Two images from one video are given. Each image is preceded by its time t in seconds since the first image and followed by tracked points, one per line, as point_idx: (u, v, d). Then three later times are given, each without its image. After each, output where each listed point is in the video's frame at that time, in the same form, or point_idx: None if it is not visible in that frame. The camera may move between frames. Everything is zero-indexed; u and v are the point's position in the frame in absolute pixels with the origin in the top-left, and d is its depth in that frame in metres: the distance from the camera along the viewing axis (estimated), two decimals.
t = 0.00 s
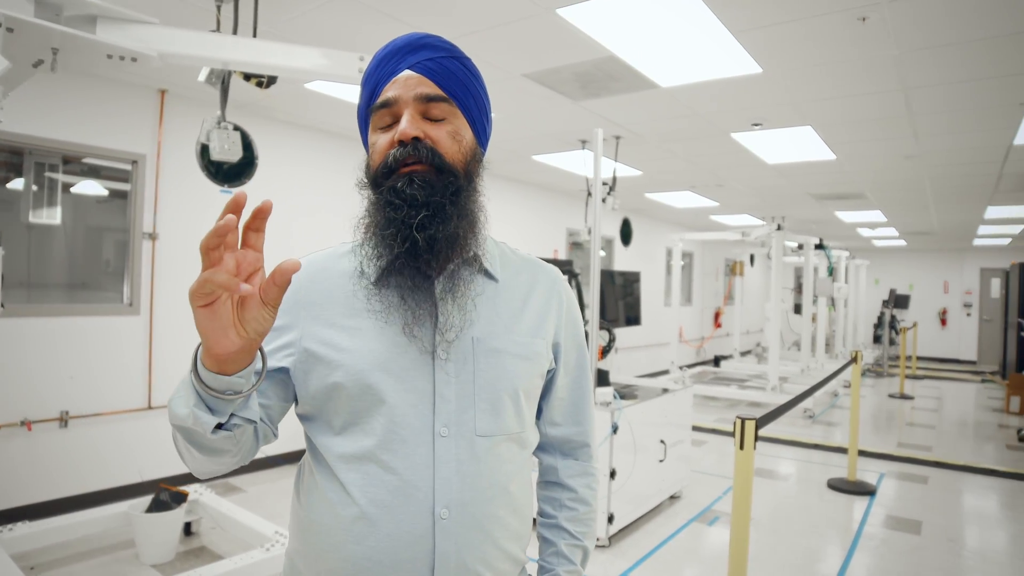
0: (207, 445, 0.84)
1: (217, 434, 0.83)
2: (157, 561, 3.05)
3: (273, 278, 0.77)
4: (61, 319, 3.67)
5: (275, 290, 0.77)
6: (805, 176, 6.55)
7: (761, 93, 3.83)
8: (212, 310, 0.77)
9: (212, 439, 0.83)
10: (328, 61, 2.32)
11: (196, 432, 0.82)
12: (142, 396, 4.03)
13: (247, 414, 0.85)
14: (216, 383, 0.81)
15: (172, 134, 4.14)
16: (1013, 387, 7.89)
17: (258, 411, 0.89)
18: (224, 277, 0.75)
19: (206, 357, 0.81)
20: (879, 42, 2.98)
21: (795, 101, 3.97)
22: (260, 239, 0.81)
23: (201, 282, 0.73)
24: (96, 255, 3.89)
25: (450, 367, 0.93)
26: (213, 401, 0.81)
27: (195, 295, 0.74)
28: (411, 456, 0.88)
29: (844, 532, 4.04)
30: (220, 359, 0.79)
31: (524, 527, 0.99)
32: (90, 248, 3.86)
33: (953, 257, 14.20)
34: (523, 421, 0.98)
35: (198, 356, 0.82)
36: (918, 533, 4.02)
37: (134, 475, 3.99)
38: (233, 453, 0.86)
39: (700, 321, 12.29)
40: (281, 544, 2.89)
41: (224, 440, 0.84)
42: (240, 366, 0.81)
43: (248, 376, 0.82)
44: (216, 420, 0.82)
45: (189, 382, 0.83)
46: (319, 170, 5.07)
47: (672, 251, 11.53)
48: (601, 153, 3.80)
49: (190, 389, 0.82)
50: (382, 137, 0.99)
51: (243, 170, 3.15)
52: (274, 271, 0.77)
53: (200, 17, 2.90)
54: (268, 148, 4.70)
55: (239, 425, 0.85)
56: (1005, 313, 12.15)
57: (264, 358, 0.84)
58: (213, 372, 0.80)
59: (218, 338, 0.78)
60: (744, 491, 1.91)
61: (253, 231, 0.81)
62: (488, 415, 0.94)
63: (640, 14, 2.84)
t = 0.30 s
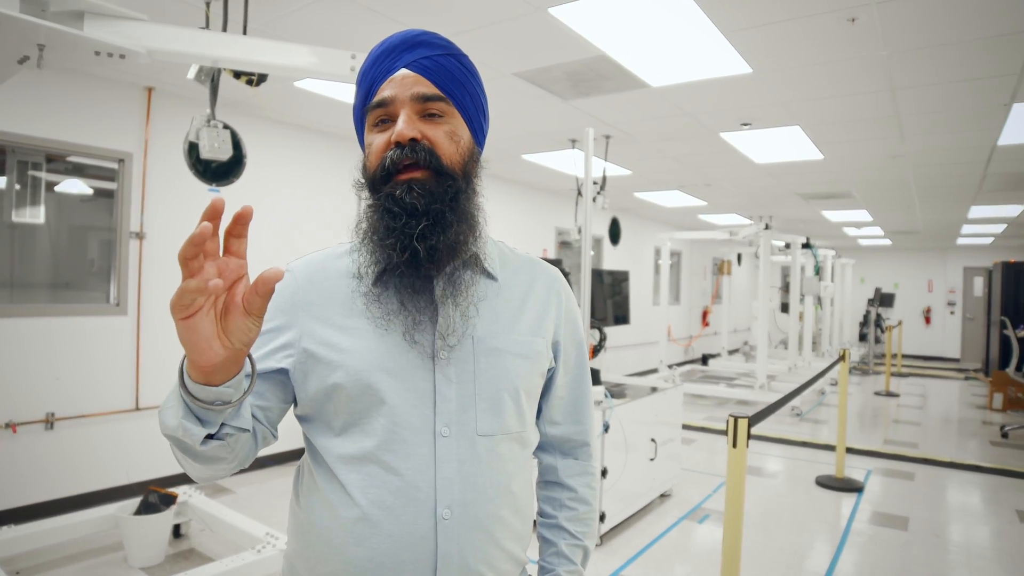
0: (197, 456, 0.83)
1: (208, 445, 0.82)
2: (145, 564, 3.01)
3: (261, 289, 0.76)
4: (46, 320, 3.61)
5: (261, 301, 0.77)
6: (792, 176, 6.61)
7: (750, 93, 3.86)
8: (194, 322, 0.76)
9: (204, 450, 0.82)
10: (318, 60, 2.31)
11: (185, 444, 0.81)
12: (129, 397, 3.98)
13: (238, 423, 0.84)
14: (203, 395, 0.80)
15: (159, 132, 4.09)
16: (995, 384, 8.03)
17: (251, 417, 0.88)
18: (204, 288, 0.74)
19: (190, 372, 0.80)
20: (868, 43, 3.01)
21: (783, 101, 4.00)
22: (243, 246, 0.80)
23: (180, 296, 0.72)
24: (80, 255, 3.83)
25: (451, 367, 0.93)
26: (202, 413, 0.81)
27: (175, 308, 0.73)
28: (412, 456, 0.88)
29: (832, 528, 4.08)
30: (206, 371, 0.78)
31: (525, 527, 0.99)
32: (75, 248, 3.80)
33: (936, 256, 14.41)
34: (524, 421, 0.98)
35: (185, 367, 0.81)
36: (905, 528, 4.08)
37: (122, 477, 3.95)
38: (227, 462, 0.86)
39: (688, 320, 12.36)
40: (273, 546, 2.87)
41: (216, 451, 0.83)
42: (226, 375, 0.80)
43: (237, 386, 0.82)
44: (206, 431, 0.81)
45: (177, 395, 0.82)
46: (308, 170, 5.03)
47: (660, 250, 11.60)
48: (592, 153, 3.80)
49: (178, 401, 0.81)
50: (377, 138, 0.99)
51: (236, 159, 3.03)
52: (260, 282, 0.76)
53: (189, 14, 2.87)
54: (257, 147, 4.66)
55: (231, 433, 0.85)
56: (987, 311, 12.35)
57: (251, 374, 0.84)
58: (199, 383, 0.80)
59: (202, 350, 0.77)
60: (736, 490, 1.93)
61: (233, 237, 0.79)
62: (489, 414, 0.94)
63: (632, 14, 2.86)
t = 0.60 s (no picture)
0: (183, 432, 0.81)
1: (193, 419, 0.80)
2: (135, 566, 2.98)
3: (261, 258, 0.77)
4: (35, 319, 3.57)
5: (260, 269, 0.78)
6: (784, 178, 6.66)
7: (742, 95, 3.88)
8: (193, 286, 0.75)
9: (188, 424, 0.80)
10: (312, 59, 2.29)
11: (172, 415, 0.79)
12: (119, 397, 3.93)
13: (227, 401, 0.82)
14: (196, 364, 0.78)
15: (150, 130, 4.05)
16: (982, 385, 8.14)
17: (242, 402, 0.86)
18: (209, 249, 0.75)
19: (185, 340, 0.79)
20: (860, 47, 3.04)
21: (775, 104, 4.03)
22: (248, 221, 0.81)
23: (184, 253, 0.73)
24: (68, 253, 3.79)
25: (453, 368, 0.93)
26: (192, 384, 0.79)
27: (177, 267, 0.73)
28: (415, 458, 0.88)
29: (822, 528, 4.11)
30: (200, 339, 0.77)
31: (528, 529, 0.99)
32: (63, 246, 3.76)
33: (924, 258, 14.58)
34: (526, 422, 0.98)
35: (179, 338, 0.80)
36: (894, 529, 4.12)
37: (111, 478, 3.90)
38: (213, 444, 0.83)
39: (679, 321, 12.41)
40: (265, 547, 2.85)
41: (202, 427, 0.81)
42: (220, 348, 0.79)
43: (229, 361, 0.80)
44: (194, 404, 0.79)
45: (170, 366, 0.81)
46: (301, 169, 5.00)
47: (652, 252, 11.64)
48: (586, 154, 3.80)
49: (171, 371, 0.80)
50: (376, 138, 0.98)
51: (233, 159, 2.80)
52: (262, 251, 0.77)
53: (183, 11, 2.85)
54: (250, 146, 4.63)
55: (219, 414, 0.83)
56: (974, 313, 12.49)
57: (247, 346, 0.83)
58: (191, 352, 0.78)
59: (197, 315, 0.76)
60: (730, 490, 1.94)
61: (240, 210, 0.81)
62: (491, 416, 0.94)
63: (627, 15, 2.86)
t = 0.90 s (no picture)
0: (184, 423, 0.80)
1: (196, 408, 0.79)
2: (129, 566, 2.96)
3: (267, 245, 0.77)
4: (27, 318, 3.54)
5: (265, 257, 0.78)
6: (777, 178, 6.70)
7: (736, 95, 3.90)
8: (199, 271, 0.76)
9: (190, 412, 0.79)
10: (307, 55, 2.27)
11: (174, 403, 0.78)
12: (111, 397, 3.90)
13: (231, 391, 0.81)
14: (198, 351, 0.78)
15: (144, 127, 4.02)
16: (973, 383, 8.27)
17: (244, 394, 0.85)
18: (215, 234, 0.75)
19: (188, 328, 0.78)
20: (855, 47, 3.06)
21: (770, 104, 4.05)
22: (256, 209, 0.81)
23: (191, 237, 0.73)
24: (59, 251, 3.74)
25: (454, 366, 0.93)
26: (194, 372, 0.78)
27: (184, 252, 0.74)
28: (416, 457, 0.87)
29: (815, 526, 4.14)
30: (203, 325, 0.76)
31: (531, 529, 0.99)
32: (54, 244, 3.71)
33: (914, 258, 14.71)
34: (529, 420, 0.98)
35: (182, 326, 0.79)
36: (887, 526, 4.15)
37: (105, 478, 3.87)
38: (213, 436, 0.82)
39: (672, 320, 12.46)
40: (260, 547, 2.84)
41: (202, 417, 0.79)
42: (224, 336, 0.78)
43: (232, 348, 0.79)
44: (196, 392, 0.78)
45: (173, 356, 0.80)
46: (295, 167, 4.98)
47: (645, 251, 11.68)
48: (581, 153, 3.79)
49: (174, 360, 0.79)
50: (375, 136, 0.98)
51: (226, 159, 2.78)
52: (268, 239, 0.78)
53: (178, 7, 2.83)
54: (244, 143, 4.60)
55: (220, 404, 0.82)
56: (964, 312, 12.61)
57: (251, 334, 0.82)
58: (196, 339, 0.77)
59: (202, 300, 0.76)
60: (728, 491, 1.95)
61: (250, 199, 0.81)
62: (494, 415, 0.94)
63: (624, 14, 2.86)
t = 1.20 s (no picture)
0: (182, 403, 0.79)
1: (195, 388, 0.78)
2: (123, 569, 2.94)
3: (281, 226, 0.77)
4: (18, 318, 3.50)
5: (277, 238, 0.78)
6: (770, 178, 6.74)
7: (730, 95, 3.92)
8: (212, 246, 0.76)
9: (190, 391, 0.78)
10: (303, 55, 2.21)
11: (175, 383, 0.77)
12: (104, 397, 3.86)
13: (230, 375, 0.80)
14: (202, 330, 0.77)
15: (136, 126, 3.99)
16: (962, 382, 8.35)
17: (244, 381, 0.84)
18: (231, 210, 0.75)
19: (194, 306, 0.77)
20: (850, 48, 3.08)
21: (764, 105, 4.07)
22: (271, 196, 0.82)
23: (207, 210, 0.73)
24: (49, 252, 3.70)
25: (456, 366, 0.93)
26: (197, 352, 0.78)
27: (200, 224, 0.74)
28: (419, 458, 0.87)
29: (809, 525, 4.17)
30: (210, 302, 0.75)
31: (533, 528, 0.98)
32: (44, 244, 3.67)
33: (905, 258, 14.82)
34: (531, 420, 0.98)
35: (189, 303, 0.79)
36: (880, 525, 4.18)
37: (98, 479, 3.84)
38: (209, 421, 0.81)
39: (665, 320, 12.50)
40: (255, 548, 2.82)
41: (201, 399, 0.79)
42: (230, 315, 0.77)
43: (237, 330, 0.78)
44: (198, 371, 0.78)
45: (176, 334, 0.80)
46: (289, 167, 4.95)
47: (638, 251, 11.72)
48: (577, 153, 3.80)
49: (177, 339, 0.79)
50: (378, 135, 0.98)
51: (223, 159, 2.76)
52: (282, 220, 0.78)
53: (172, 5, 2.81)
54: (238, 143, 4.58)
55: (220, 387, 0.81)
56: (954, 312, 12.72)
57: (254, 321, 0.81)
58: (201, 317, 0.76)
59: (211, 276, 0.75)
60: (725, 492, 1.96)
61: (266, 184, 0.82)
62: (497, 414, 0.94)
63: (620, 14, 2.87)
